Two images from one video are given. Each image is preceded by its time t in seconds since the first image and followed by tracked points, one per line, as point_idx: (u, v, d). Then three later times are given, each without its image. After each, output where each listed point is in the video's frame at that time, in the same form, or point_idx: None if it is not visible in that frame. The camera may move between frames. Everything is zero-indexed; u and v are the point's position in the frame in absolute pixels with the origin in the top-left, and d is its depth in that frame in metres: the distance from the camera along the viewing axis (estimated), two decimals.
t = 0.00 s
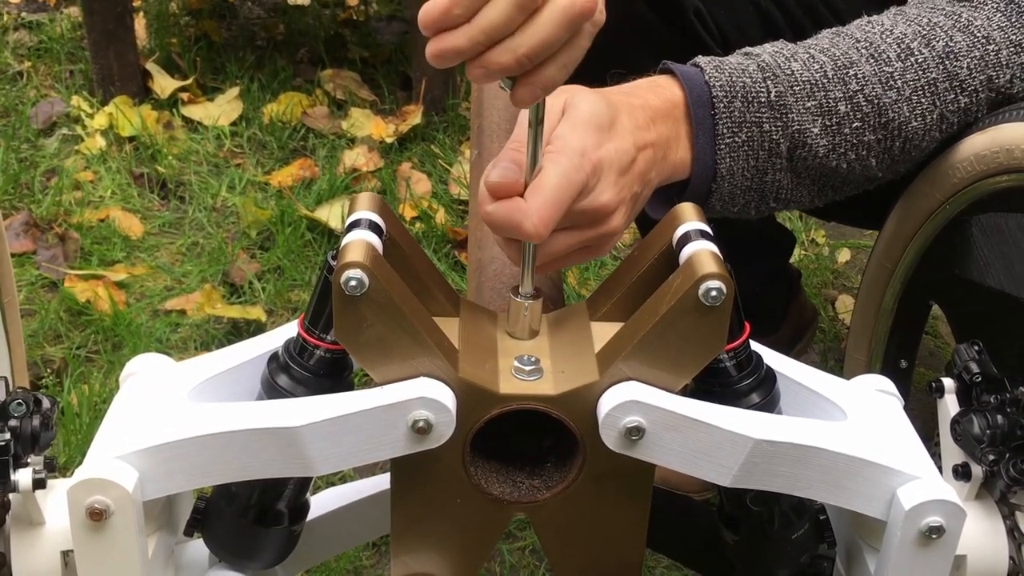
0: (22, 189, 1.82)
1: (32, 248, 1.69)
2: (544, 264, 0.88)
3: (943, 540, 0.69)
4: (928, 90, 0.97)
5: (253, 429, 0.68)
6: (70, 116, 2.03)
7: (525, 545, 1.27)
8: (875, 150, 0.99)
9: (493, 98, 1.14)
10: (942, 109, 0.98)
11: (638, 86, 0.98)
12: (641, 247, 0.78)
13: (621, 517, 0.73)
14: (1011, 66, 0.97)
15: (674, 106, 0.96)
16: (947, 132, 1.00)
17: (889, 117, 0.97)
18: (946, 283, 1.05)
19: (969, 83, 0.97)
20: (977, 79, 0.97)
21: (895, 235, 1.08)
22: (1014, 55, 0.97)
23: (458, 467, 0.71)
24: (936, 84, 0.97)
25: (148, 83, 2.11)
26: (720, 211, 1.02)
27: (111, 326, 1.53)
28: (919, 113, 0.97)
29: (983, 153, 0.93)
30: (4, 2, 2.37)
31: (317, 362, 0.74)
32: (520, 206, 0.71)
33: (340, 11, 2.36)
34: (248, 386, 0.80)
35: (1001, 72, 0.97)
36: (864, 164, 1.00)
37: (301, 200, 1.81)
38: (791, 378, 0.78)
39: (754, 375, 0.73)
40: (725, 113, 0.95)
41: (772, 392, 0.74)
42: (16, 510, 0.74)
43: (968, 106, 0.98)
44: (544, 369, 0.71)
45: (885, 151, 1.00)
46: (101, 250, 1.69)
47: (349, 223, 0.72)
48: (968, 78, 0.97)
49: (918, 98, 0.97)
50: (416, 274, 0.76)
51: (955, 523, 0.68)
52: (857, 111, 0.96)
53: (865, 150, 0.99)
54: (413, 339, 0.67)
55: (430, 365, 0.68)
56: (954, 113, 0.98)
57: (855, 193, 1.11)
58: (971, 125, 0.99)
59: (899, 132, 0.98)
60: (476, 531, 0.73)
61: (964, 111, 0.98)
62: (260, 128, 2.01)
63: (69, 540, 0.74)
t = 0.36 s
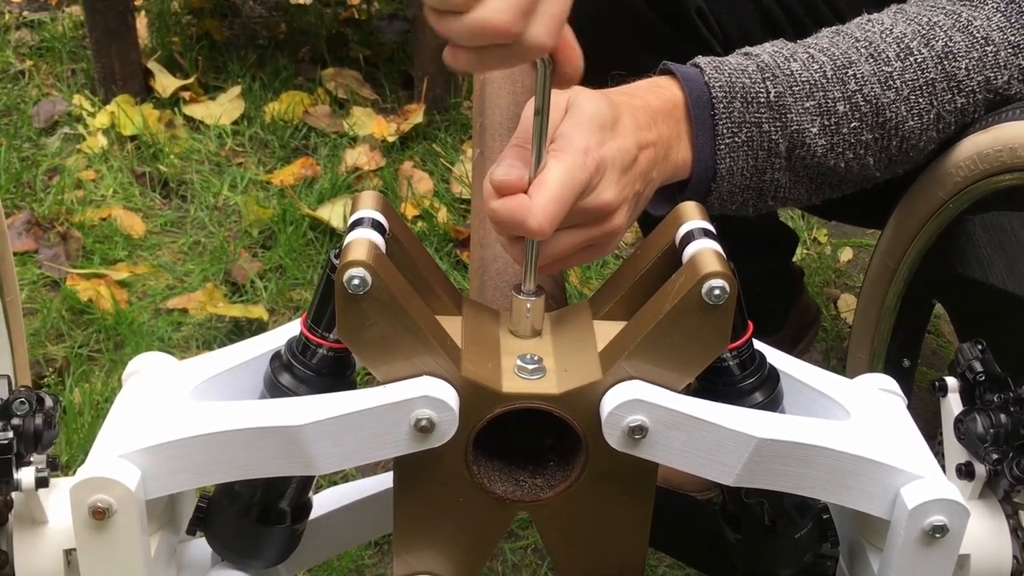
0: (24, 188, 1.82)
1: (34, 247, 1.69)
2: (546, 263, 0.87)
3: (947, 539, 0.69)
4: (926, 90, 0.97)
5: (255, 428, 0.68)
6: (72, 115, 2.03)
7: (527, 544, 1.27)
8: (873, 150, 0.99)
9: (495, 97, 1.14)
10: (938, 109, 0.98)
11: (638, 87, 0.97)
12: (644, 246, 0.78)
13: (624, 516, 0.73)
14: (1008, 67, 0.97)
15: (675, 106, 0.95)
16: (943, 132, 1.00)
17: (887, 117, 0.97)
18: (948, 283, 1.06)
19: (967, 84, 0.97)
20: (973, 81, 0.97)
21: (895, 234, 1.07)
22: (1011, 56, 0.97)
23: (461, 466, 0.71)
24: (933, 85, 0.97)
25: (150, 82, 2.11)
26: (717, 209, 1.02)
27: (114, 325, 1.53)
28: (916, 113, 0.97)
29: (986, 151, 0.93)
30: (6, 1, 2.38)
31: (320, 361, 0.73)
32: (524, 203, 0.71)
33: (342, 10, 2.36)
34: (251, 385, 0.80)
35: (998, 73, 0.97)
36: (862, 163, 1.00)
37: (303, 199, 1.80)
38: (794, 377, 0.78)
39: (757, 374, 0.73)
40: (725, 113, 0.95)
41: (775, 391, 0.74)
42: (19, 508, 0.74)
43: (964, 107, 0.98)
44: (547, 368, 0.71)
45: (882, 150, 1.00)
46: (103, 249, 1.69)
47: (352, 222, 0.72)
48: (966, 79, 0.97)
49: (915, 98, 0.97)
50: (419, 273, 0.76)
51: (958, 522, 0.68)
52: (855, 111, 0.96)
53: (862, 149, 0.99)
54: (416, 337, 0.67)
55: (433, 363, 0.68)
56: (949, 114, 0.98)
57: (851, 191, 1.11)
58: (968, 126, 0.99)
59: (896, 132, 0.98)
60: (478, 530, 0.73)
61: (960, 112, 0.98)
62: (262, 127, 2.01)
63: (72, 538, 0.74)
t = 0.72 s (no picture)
0: (27, 188, 1.83)
1: (37, 248, 1.70)
2: (556, 273, 0.87)
3: (948, 539, 0.69)
4: (940, 87, 0.97)
5: (257, 427, 0.68)
6: (74, 116, 2.03)
7: (529, 544, 1.27)
8: (888, 148, 0.99)
9: (497, 96, 1.14)
10: (953, 105, 0.98)
11: (649, 92, 0.96)
12: (646, 246, 0.78)
13: (625, 515, 0.73)
14: (1020, 63, 0.98)
15: (687, 111, 0.94)
16: (956, 128, 1.01)
17: (902, 115, 0.97)
18: (948, 283, 1.05)
19: (981, 79, 0.97)
20: (987, 77, 0.98)
21: (899, 231, 1.07)
22: None
23: (462, 465, 0.71)
24: (948, 81, 0.97)
25: (153, 83, 2.11)
26: (733, 212, 1.01)
27: (117, 325, 1.54)
28: (930, 110, 0.98)
29: (987, 151, 0.93)
30: (9, 2, 2.38)
31: (321, 361, 0.74)
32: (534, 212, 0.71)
33: (344, 10, 2.36)
34: (254, 384, 0.80)
35: (1011, 69, 0.98)
36: (876, 162, 1.00)
37: (305, 200, 1.81)
38: (795, 376, 0.78)
39: (758, 374, 0.73)
40: (739, 116, 0.95)
41: (776, 390, 0.74)
42: (21, 507, 0.74)
43: (977, 103, 0.99)
44: (548, 367, 0.71)
45: (897, 148, 1.00)
46: (106, 249, 1.69)
47: (354, 222, 0.72)
48: (979, 74, 0.97)
49: (930, 95, 0.97)
50: (420, 273, 0.76)
51: (959, 522, 0.68)
52: (870, 110, 0.96)
53: (877, 148, 0.99)
54: (417, 337, 0.68)
55: (434, 363, 0.68)
56: (963, 109, 0.98)
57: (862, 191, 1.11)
58: (980, 121, 1.00)
59: (911, 129, 0.98)
60: (479, 529, 0.73)
61: (974, 107, 0.99)
62: (264, 128, 2.02)
63: (74, 538, 0.74)
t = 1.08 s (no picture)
0: (32, 188, 1.83)
1: (42, 248, 1.70)
2: (556, 273, 0.87)
3: (952, 539, 0.69)
4: (946, 86, 0.97)
5: (263, 427, 0.68)
6: (79, 116, 2.03)
7: (533, 544, 1.27)
8: (896, 149, 0.99)
9: (502, 96, 1.14)
10: (959, 105, 0.98)
11: (656, 98, 0.98)
12: (650, 247, 0.78)
13: (630, 515, 0.73)
14: None
15: (693, 115, 0.95)
16: (964, 129, 1.00)
17: (908, 115, 0.97)
18: (955, 283, 1.05)
19: (986, 79, 0.97)
20: (992, 76, 0.97)
21: (904, 232, 1.07)
22: None
23: (467, 465, 0.71)
24: (953, 81, 0.96)
25: (157, 83, 2.12)
26: (744, 217, 1.01)
27: (122, 325, 1.54)
28: (937, 110, 0.97)
29: (994, 152, 0.93)
30: (14, 2, 2.39)
31: (328, 361, 0.74)
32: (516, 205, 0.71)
33: (348, 11, 2.37)
34: (260, 384, 0.80)
35: (1016, 67, 0.97)
36: (885, 164, 1.00)
37: (309, 200, 1.81)
38: (800, 376, 0.78)
39: (764, 374, 0.73)
40: (747, 119, 0.95)
41: (781, 391, 0.74)
42: (29, 507, 0.75)
43: (984, 103, 0.98)
44: (553, 367, 0.71)
45: (904, 149, 1.00)
46: (111, 249, 1.69)
47: (360, 222, 0.72)
48: (984, 74, 0.97)
49: (936, 95, 0.97)
50: (427, 274, 0.76)
51: (964, 522, 0.68)
52: (877, 111, 0.96)
53: (884, 150, 0.99)
54: (423, 337, 0.68)
55: (440, 363, 0.68)
56: (970, 109, 0.98)
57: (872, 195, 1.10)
58: (987, 121, 0.99)
59: (918, 129, 0.98)
60: (485, 530, 0.73)
61: (980, 107, 0.98)
62: (268, 128, 2.02)
63: (81, 537, 0.75)
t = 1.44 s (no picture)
0: (33, 187, 1.84)
1: (43, 247, 1.70)
2: (559, 277, 0.87)
3: (950, 539, 0.69)
4: (942, 85, 0.97)
5: (262, 424, 0.68)
6: (80, 115, 2.03)
7: (532, 544, 1.27)
8: (893, 148, 0.99)
9: (502, 96, 1.14)
10: (955, 104, 0.97)
11: (652, 96, 0.98)
12: (649, 246, 0.78)
13: (629, 514, 0.73)
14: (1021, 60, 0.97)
15: (690, 111, 0.95)
16: (960, 128, 1.00)
17: (904, 114, 0.97)
18: (954, 283, 1.05)
19: (981, 77, 0.97)
20: (988, 75, 0.97)
21: (903, 232, 1.07)
22: None
23: (466, 464, 0.71)
24: (949, 80, 0.96)
25: (158, 82, 2.12)
26: (741, 216, 1.01)
27: (122, 324, 1.54)
28: (933, 109, 0.97)
29: (991, 152, 0.93)
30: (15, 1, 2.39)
31: (327, 359, 0.74)
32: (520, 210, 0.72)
33: (349, 10, 2.35)
34: (260, 382, 0.80)
35: (1012, 67, 0.98)
36: (882, 163, 1.00)
37: (310, 199, 1.81)
38: (799, 375, 0.78)
39: (762, 373, 0.73)
40: (743, 116, 0.95)
41: (780, 390, 0.74)
42: (28, 504, 0.75)
43: (980, 102, 0.98)
44: (552, 366, 0.71)
45: (901, 148, 0.99)
46: (111, 248, 1.69)
47: (360, 220, 0.72)
48: (980, 72, 0.97)
49: (932, 94, 0.97)
50: (426, 274, 0.76)
51: (962, 522, 0.68)
52: (873, 109, 0.96)
53: (881, 148, 0.98)
54: (423, 336, 0.68)
55: (439, 361, 0.68)
56: (966, 109, 0.98)
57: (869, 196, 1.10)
58: (985, 120, 0.99)
59: (914, 129, 0.98)
60: (484, 528, 0.73)
61: (977, 105, 0.98)
62: (268, 127, 2.02)
63: (80, 535, 0.75)
